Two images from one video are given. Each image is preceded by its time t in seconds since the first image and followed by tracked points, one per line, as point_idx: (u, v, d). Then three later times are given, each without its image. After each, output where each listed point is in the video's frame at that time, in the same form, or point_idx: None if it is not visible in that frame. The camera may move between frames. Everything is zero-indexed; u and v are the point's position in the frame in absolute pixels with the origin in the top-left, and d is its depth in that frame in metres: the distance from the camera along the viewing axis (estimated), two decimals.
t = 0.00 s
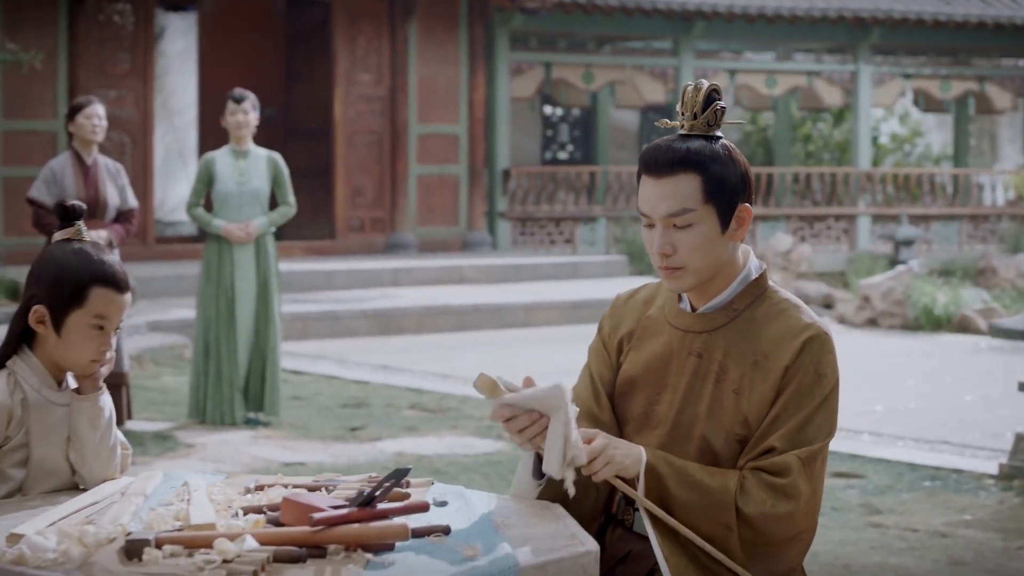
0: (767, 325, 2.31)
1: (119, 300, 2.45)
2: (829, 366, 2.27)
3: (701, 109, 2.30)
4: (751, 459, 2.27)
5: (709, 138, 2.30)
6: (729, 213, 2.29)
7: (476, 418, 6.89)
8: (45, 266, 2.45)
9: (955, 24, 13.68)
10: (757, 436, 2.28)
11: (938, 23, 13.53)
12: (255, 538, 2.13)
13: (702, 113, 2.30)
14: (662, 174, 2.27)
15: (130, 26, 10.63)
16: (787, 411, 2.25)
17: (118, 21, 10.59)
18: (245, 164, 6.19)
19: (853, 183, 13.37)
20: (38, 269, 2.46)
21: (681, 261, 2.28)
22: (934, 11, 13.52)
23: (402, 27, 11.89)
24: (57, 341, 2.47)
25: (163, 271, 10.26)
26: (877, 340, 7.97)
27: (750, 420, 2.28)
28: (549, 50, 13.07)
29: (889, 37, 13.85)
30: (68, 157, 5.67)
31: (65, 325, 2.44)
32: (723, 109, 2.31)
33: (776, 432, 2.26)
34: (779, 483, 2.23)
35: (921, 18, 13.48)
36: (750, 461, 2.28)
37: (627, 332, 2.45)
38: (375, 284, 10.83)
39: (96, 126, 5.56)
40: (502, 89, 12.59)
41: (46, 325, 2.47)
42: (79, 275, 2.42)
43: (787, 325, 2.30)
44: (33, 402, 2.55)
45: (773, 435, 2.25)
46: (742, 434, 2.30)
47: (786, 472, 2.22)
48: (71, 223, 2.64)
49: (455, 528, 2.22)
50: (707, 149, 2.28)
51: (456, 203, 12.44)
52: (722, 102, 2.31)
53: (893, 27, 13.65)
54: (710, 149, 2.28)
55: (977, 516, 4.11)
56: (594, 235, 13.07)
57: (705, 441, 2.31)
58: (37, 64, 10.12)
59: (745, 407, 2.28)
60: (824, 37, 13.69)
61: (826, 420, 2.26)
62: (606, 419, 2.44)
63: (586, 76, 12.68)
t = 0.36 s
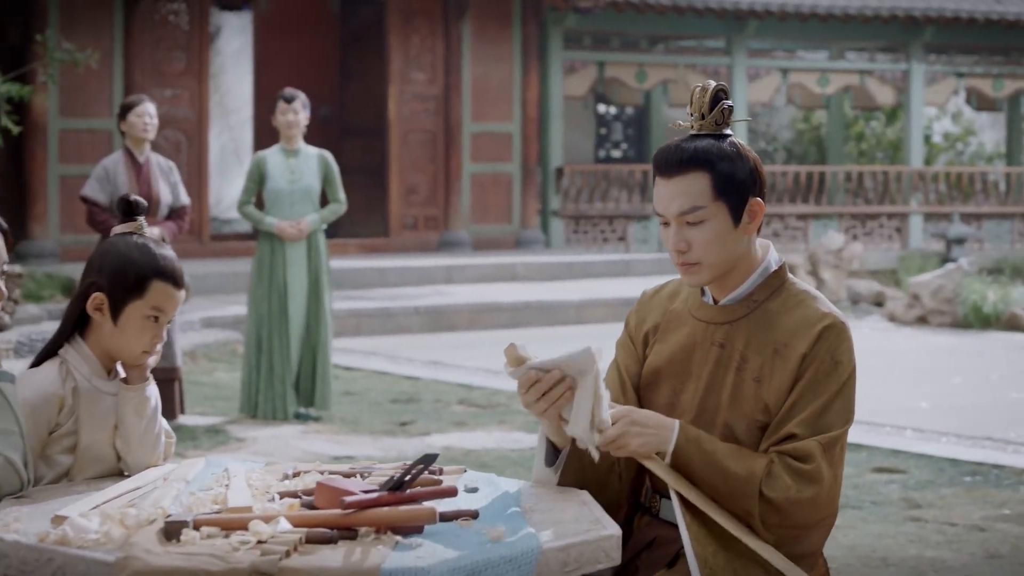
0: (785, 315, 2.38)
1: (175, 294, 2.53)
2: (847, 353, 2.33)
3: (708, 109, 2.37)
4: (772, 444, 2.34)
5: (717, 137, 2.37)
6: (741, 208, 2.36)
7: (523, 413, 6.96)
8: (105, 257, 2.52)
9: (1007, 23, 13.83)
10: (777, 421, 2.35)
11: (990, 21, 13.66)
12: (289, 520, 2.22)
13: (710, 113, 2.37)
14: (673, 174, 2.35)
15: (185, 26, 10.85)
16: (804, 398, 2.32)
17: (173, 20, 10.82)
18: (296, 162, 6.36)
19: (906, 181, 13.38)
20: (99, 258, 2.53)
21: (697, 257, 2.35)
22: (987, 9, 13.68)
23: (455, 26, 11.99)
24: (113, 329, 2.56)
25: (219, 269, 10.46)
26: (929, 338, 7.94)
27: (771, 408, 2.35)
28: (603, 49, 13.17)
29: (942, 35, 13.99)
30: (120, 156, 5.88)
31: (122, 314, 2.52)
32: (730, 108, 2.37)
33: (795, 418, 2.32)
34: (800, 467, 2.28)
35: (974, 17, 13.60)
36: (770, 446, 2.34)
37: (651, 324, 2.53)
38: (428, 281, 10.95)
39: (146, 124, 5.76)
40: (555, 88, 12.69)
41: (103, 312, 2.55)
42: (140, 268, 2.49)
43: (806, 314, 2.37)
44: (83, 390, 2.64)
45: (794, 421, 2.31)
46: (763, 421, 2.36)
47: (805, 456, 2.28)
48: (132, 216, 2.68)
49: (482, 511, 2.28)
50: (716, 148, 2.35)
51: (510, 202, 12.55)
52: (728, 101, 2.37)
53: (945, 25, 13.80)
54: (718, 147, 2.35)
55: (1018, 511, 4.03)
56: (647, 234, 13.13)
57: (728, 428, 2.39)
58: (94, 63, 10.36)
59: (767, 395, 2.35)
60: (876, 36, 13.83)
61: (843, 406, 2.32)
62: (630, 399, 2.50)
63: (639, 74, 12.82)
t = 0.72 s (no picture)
0: (807, 309, 2.41)
1: (222, 284, 2.55)
2: (866, 346, 2.35)
3: (725, 110, 2.40)
4: (792, 434, 2.36)
5: (736, 137, 2.39)
6: (761, 205, 2.38)
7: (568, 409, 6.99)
8: (154, 253, 2.54)
9: None
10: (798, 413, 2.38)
11: None
12: (322, 505, 2.28)
13: (726, 114, 2.40)
14: (693, 175, 2.37)
15: (237, 25, 11.05)
16: (823, 389, 2.34)
17: (226, 19, 11.02)
18: (344, 160, 6.47)
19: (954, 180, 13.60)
20: (148, 255, 2.55)
21: (720, 255, 2.38)
22: None
23: (505, 24, 12.07)
24: (163, 323, 2.57)
25: (269, 266, 10.60)
26: (975, 335, 7.90)
27: (791, 399, 2.38)
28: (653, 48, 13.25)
29: (991, 33, 14.06)
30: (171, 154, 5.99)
31: (172, 306, 2.54)
32: (746, 108, 2.40)
33: (814, 408, 2.34)
34: (818, 455, 2.31)
35: None
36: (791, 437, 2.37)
37: (679, 319, 2.57)
38: (478, 278, 11.01)
39: (195, 122, 5.86)
40: (604, 86, 12.76)
41: (154, 308, 2.57)
42: (187, 261, 2.52)
43: (827, 308, 2.39)
44: (136, 381, 2.63)
45: (812, 411, 2.34)
46: (785, 412, 2.39)
47: (823, 445, 2.30)
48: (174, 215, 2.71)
49: (510, 497, 2.34)
50: (734, 148, 2.37)
51: (560, 199, 12.62)
52: (745, 102, 2.40)
53: (994, 23, 13.86)
54: (735, 148, 2.38)
55: None
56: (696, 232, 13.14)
57: (751, 419, 2.42)
58: (147, 62, 10.54)
59: (787, 386, 2.38)
60: (925, 35, 13.94)
61: (862, 397, 2.34)
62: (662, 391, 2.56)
63: (689, 73, 12.93)
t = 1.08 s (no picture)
0: (827, 304, 2.43)
1: (251, 277, 2.62)
2: (884, 339, 2.37)
3: (744, 110, 2.44)
4: (816, 428, 2.39)
5: (755, 136, 2.42)
6: (780, 203, 2.41)
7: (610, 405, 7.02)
8: (183, 248, 2.61)
9: None
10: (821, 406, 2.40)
11: None
12: (352, 491, 2.33)
13: (746, 114, 2.44)
14: (714, 175, 2.41)
15: (284, 24, 11.20)
16: (844, 382, 2.36)
17: (274, 19, 11.19)
18: (389, 159, 6.54)
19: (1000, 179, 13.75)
20: (178, 250, 2.62)
21: (742, 251, 2.41)
22: None
23: (551, 24, 12.12)
24: (194, 316, 2.63)
25: (314, 264, 10.72)
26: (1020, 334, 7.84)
27: (814, 393, 2.41)
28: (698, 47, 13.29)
29: None
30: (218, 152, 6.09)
31: (202, 299, 2.61)
32: (765, 108, 2.43)
33: (837, 402, 2.36)
34: (844, 449, 2.33)
35: None
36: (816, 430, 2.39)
37: (701, 314, 2.61)
38: (523, 276, 11.06)
39: (240, 122, 5.97)
40: (650, 85, 12.79)
41: (185, 302, 2.63)
42: (215, 256, 2.58)
43: (847, 302, 2.42)
44: (174, 375, 2.68)
45: (836, 405, 2.36)
46: (807, 405, 2.42)
47: (849, 439, 2.33)
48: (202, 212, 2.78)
49: (536, 483, 2.39)
50: (753, 147, 2.40)
51: (605, 197, 12.70)
52: (763, 102, 2.43)
53: None
54: (756, 146, 2.41)
55: None
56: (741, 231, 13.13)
57: (774, 413, 2.45)
58: (195, 61, 10.70)
59: (809, 379, 2.41)
60: (969, 33, 13.93)
61: (883, 390, 2.36)
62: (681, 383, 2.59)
63: (734, 72, 12.95)
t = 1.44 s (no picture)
0: (846, 300, 2.48)
1: (279, 276, 2.71)
2: (902, 333, 2.41)
3: (761, 111, 2.49)
4: (839, 421, 2.42)
5: (773, 136, 2.47)
6: (798, 201, 2.45)
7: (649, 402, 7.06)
8: (215, 245, 2.70)
9: None
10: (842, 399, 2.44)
11: None
12: (383, 480, 2.39)
13: (763, 115, 2.49)
14: (733, 174, 2.45)
15: (329, 25, 11.35)
16: (863, 376, 2.40)
17: (320, 19, 11.35)
18: (432, 159, 6.63)
19: None
20: (209, 246, 2.71)
21: (761, 248, 2.45)
22: None
23: (595, 25, 12.18)
24: (223, 309, 2.72)
25: (359, 263, 10.85)
26: None
27: (834, 386, 2.45)
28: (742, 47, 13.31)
29: None
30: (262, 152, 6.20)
31: (231, 293, 2.70)
32: (782, 108, 2.49)
33: (858, 396, 2.40)
34: (866, 442, 2.36)
35: None
36: (838, 423, 2.43)
37: (724, 309, 2.67)
38: (566, 276, 11.12)
39: (285, 123, 6.06)
40: (693, 85, 12.82)
41: (214, 295, 2.72)
42: (245, 253, 2.67)
43: (865, 298, 2.46)
44: (204, 368, 2.76)
45: (857, 398, 2.40)
46: (829, 398, 2.46)
47: (871, 432, 2.36)
48: (236, 211, 2.87)
49: (561, 474, 2.45)
50: (771, 146, 2.44)
51: (649, 197, 12.76)
52: (779, 103, 2.49)
53: None
54: (774, 145, 2.45)
55: None
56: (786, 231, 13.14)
57: (796, 406, 2.49)
58: (240, 62, 10.86)
59: (830, 373, 2.45)
60: (1014, 31, 13.88)
61: (902, 383, 2.39)
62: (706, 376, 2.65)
63: (777, 72, 12.97)
